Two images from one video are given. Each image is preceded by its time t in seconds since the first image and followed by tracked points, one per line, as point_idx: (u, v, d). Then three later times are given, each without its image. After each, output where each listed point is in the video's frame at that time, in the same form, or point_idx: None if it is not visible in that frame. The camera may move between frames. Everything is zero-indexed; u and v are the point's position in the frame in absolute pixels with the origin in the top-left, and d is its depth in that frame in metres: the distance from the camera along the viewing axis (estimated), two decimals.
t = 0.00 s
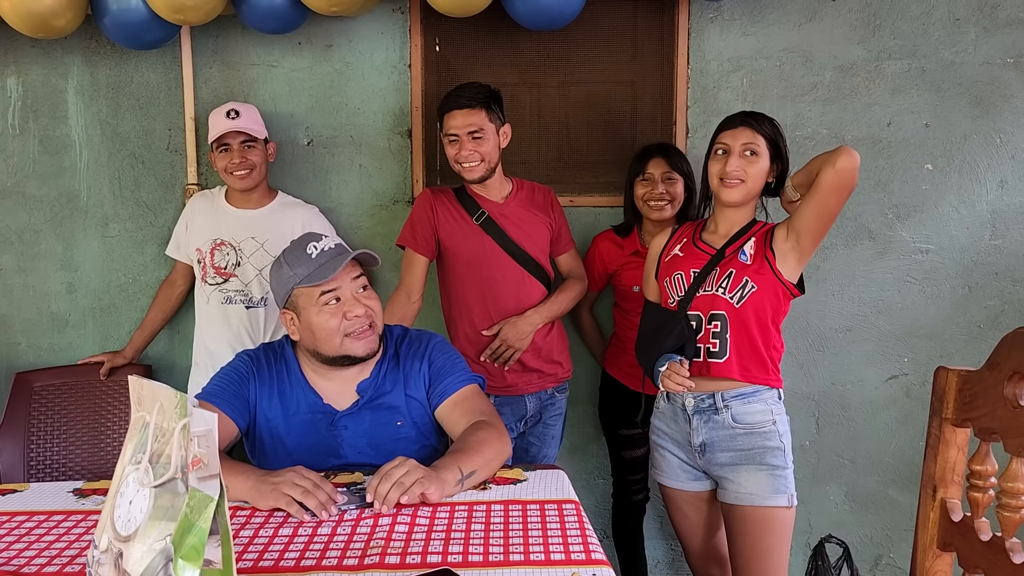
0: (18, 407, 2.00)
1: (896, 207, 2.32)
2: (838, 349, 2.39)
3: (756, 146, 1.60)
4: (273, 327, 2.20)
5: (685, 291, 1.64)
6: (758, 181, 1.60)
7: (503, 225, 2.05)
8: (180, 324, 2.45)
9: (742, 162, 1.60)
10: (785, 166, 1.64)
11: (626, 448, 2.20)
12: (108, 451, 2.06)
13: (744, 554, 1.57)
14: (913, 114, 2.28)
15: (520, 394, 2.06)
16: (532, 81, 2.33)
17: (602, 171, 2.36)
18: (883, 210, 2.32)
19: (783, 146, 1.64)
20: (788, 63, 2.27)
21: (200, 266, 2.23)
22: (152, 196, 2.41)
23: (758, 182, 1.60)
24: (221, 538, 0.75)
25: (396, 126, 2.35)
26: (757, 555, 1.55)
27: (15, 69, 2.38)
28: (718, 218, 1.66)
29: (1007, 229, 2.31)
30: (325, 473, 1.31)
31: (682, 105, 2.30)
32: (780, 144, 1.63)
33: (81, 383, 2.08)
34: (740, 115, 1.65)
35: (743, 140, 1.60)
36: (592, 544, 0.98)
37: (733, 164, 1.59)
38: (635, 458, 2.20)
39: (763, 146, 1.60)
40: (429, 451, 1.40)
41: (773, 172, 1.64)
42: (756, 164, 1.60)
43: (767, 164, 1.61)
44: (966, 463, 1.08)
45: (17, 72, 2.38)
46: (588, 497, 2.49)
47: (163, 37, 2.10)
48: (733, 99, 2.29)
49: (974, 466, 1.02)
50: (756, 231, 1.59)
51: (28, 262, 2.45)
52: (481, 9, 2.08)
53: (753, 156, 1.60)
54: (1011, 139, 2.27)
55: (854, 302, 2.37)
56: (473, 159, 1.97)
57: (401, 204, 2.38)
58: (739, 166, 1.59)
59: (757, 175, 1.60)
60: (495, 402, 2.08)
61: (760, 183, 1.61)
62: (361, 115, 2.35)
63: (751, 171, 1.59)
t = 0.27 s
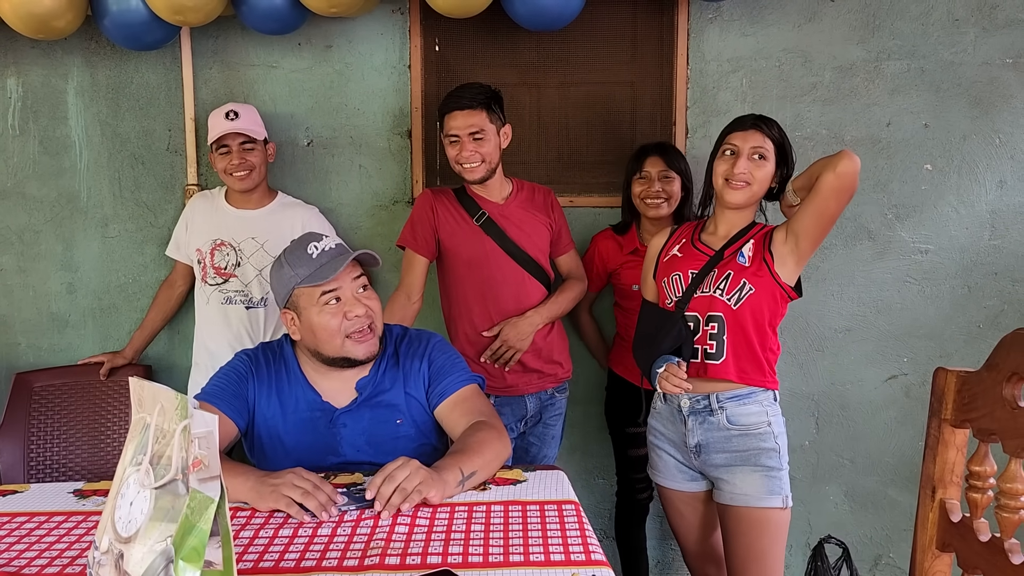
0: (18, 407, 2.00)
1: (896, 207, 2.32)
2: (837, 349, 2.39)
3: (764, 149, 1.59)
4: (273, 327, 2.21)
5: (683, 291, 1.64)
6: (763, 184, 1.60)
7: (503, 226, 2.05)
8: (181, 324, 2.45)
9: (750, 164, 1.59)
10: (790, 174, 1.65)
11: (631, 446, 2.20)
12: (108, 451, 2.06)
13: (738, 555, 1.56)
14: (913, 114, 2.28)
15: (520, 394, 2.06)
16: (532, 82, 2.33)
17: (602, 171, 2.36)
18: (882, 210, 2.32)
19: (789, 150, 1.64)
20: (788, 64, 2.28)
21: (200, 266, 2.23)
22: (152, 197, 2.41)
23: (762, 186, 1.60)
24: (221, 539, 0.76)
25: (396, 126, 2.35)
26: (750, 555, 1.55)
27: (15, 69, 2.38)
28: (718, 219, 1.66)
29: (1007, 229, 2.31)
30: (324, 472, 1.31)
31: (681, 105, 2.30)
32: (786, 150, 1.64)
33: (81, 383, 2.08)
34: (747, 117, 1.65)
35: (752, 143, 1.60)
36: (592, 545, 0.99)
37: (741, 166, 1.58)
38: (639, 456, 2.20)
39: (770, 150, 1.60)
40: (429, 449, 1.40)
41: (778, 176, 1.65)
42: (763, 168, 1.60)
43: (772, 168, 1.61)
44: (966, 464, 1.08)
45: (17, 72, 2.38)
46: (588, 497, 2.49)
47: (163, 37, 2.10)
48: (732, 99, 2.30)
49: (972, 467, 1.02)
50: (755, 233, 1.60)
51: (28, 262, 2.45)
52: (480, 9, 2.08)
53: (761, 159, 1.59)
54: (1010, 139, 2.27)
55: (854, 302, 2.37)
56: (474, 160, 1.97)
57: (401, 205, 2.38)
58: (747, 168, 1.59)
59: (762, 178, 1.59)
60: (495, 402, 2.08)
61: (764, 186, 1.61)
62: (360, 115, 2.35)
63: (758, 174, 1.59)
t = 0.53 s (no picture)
0: (18, 407, 2.00)
1: (895, 207, 2.32)
2: (837, 349, 2.39)
3: (765, 150, 1.59)
4: (273, 327, 2.20)
5: (681, 291, 1.65)
6: (764, 185, 1.60)
7: (503, 226, 2.05)
8: (181, 324, 2.45)
9: (751, 165, 1.59)
10: (792, 174, 1.65)
11: (636, 444, 2.20)
12: (108, 451, 2.06)
13: (735, 555, 1.56)
14: (913, 114, 2.28)
15: (520, 394, 2.06)
16: (532, 82, 2.33)
17: (603, 171, 2.36)
18: (882, 211, 2.32)
19: (791, 150, 1.64)
20: (788, 64, 2.28)
21: (200, 266, 2.23)
22: (152, 197, 2.41)
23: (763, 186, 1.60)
24: (222, 540, 0.75)
25: (396, 126, 2.35)
26: (746, 555, 1.55)
27: (15, 69, 2.38)
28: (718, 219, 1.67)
29: (1007, 229, 2.31)
30: (324, 470, 1.31)
31: (681, 105, 2.30)
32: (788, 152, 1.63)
33: (81, 384, 2.08)
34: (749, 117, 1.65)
35: (753, 143, 1.59)
36: (593, 545, 0.99)
37: (742, 167, 1.58)
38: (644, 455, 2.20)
39: (772, 150, 1.60)
40: (429, 448, 1.40)
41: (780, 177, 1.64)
42: (764, 168, 1.60)
43: (774, 169, 1.61)
44: (966, 464, 1.08)
45: (17, 72, 2.38)
46: (588, 496, 2.49)
47: (163, 38, 2.10)
48: (732, 99, 2.30)
49: (973, 467, 1.02)
50: (755, 233, 1.60)
51: (28, 262, 2.45)
52: (480, 10, 2.08)
53: (763, 160, 1.59)
54: (1010, 139, 2.27)
55: (853, 302, 2.38)
56: (474, 160, 1.97)
57: (401, 205, 2.38)
58: (748, 169, 1.59)
59: (763, 178, 1.59)
60: (495, 402, 2.08)
61: (765, 187, 1.61)
62: (360, 115, 2.35)
63: (759, 174, 1.59)
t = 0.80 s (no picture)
0: (18, 407, 2.00)
1: (896, 207, 2.32)
2: (837, 349, 2.39)
3: (766, 149, 1.59)
4: (273, 327, 2.20)
5: (681, 290, 1.64)
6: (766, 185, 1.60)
7: (502, 226, 2.05)
8: (181, 324, 2.45)
9: (752, 164, 1.59)
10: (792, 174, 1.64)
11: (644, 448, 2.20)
12: (108, 450, 2.06)
13: (735, 555, 1.56)
14: (913, 114, 2.28)
15: (519, 393, 2.05)
16: (533, 81, 2.33)
17: (603, 171, 2.36)
18: (883, 210, 2.32)
19: (793, 147, 1.64)
20: (788, 63, 2.27)
21: (199, 266, 2.23)
22: (152, 196, 2.41)
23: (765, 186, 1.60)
24: (222, 540, 0.76)
25: (396, 126, 2.35)
26: (746, 555, 1.54)
27: (15, 69, 2.38)
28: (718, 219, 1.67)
29: (1007, 229, 2.31)
30: (324, 470, 1.31)
31: (681, 105, 2.30)
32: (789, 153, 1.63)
33: (81, 383, 2.08)
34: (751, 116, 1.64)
35: (754, 143, 1.59)
36: (592, 545, 0.98)
37: (744, 166, 1.58)
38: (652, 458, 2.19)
39: (773, 149, 1.60)
40: (430, 448, 1.40)
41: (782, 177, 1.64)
42: (766, 168, 1.59)
43: (775, 167, 1.61)
44: (966, 464, 1.08)
45: (17, 72, 2.38)
46: (588, 496, 2.49)
47: (163, 37, 2.09)
48: (732, 99, 2.29)
49: (974, 466, 1.02)
50: (756, 232, 1.60)
51: (28, 262, 2.45)
52: (480, 9, 2.08)
53: (764, 160, 1.59)
54: (1011, 139, 2.27)
55: (854, 302, 2.37)
56: (473, 160, 1.97)
57: (401, 204, 2.38)
58: (750, 168, 1.58)
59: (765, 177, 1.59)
60: (495, 402, 2.08)
61: (767, 186, 1.60)
62: (360, 115, 2.35)
63: (760, 174, 1.59)
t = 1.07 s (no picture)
0: (18, 406, 1.99)
1: (896, 206, 2.32)
2: (837, 348, 2.39)
3: (771, 149, 1.59)
4: (273, 326, 2.20)
5: (683, 289, 1.64)
6: (769, 184, 1.60)
7: (502, 226, 2.05)
8: (180, 323, 2.45)
9: (756, 164, 1.59)
10: (795, 173, 1.64)
11: (636, 448, 2.20)
12: (108, 450, 2.06)
13: (737, 555, 1.56)
14: (913, 113, 2.28)
15: (519, 393, 2.05)
16: (533, 81, 2.33)
17: (602, 170, 2.36)
18: (883, 210, 2.32)
19: (797, 147, 1.63)
20: (788, 63, 2.27)
21: (199, 265, 2.22)
22: (151, 196, 2.41)
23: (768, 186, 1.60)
24: (221, 538, 0.76)
25: (396, 126, 2.35)
26: (749, 554, 1.54)
27: (15, 69, 2.38)
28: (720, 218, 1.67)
29: (1007, 228, 2.31)
30: (324, 471, 1.31)
31: (681, 104, 2.30)
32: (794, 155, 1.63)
33: (81, 382, 2.08)
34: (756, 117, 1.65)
35: (758, 143, 1.60)
36: (592, 544, 0.98)
37: (746, 166, 1.59)
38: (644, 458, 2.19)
39: (777, 149, 1.60)
40: (429, 448, 1.40)
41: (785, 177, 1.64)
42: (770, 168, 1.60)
43: (779, 168, 1.61)
44: (966, 463, 1.08)
45: (16, 72, 2.38)
46: (588, 495, 2.49)
47: (163, 37, 2.09)
48: (732, 98, 2.29)
49: (974, 465, 1.02)
50: (757, 232, 1.59)
51: (27, 262, 2.45)
52: (481, 8, 2.08)
53: (768, 159, 1.59)
54: (1011, 138, 2.27)
55: (854, 301, 2.37)
56: (472, 159, 1.97)
57: (400, 204, 2.38)
58: (752, 168, 1.59)
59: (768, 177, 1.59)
60: (494, 401, 2.08)
61: (770, 186, 1.60)
62: (360, 114, 2.35)
63: (763, 173, 1.59)
